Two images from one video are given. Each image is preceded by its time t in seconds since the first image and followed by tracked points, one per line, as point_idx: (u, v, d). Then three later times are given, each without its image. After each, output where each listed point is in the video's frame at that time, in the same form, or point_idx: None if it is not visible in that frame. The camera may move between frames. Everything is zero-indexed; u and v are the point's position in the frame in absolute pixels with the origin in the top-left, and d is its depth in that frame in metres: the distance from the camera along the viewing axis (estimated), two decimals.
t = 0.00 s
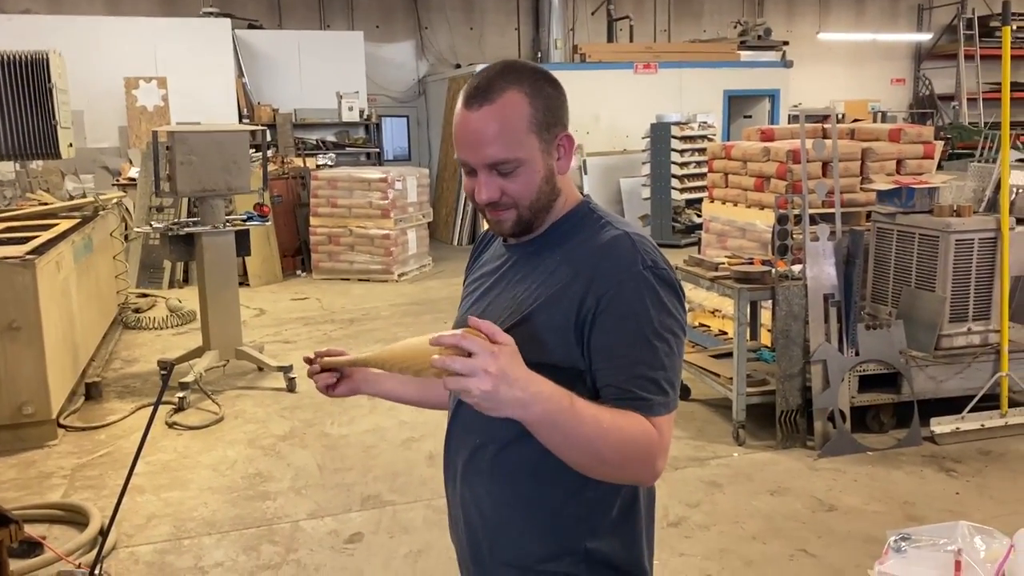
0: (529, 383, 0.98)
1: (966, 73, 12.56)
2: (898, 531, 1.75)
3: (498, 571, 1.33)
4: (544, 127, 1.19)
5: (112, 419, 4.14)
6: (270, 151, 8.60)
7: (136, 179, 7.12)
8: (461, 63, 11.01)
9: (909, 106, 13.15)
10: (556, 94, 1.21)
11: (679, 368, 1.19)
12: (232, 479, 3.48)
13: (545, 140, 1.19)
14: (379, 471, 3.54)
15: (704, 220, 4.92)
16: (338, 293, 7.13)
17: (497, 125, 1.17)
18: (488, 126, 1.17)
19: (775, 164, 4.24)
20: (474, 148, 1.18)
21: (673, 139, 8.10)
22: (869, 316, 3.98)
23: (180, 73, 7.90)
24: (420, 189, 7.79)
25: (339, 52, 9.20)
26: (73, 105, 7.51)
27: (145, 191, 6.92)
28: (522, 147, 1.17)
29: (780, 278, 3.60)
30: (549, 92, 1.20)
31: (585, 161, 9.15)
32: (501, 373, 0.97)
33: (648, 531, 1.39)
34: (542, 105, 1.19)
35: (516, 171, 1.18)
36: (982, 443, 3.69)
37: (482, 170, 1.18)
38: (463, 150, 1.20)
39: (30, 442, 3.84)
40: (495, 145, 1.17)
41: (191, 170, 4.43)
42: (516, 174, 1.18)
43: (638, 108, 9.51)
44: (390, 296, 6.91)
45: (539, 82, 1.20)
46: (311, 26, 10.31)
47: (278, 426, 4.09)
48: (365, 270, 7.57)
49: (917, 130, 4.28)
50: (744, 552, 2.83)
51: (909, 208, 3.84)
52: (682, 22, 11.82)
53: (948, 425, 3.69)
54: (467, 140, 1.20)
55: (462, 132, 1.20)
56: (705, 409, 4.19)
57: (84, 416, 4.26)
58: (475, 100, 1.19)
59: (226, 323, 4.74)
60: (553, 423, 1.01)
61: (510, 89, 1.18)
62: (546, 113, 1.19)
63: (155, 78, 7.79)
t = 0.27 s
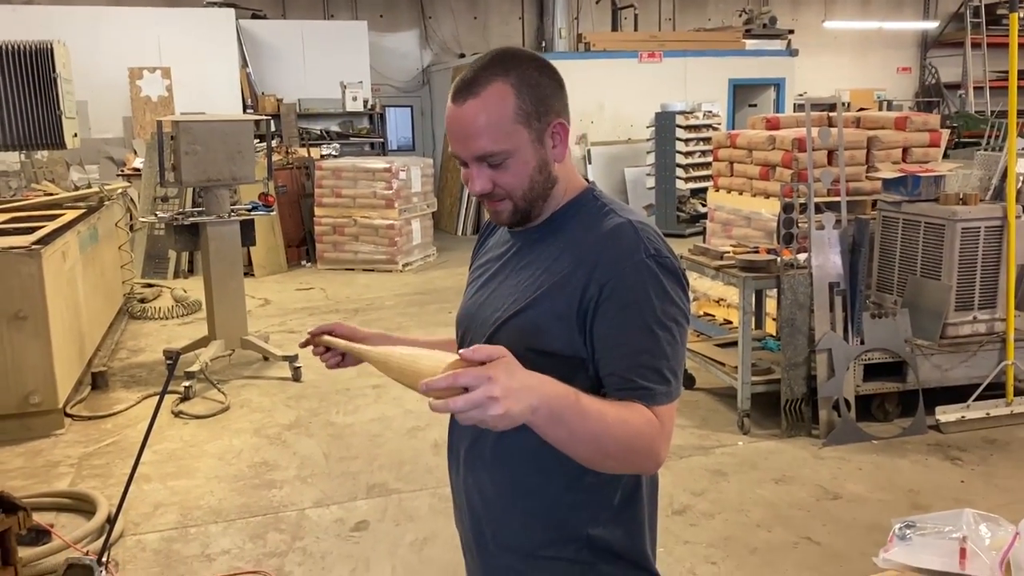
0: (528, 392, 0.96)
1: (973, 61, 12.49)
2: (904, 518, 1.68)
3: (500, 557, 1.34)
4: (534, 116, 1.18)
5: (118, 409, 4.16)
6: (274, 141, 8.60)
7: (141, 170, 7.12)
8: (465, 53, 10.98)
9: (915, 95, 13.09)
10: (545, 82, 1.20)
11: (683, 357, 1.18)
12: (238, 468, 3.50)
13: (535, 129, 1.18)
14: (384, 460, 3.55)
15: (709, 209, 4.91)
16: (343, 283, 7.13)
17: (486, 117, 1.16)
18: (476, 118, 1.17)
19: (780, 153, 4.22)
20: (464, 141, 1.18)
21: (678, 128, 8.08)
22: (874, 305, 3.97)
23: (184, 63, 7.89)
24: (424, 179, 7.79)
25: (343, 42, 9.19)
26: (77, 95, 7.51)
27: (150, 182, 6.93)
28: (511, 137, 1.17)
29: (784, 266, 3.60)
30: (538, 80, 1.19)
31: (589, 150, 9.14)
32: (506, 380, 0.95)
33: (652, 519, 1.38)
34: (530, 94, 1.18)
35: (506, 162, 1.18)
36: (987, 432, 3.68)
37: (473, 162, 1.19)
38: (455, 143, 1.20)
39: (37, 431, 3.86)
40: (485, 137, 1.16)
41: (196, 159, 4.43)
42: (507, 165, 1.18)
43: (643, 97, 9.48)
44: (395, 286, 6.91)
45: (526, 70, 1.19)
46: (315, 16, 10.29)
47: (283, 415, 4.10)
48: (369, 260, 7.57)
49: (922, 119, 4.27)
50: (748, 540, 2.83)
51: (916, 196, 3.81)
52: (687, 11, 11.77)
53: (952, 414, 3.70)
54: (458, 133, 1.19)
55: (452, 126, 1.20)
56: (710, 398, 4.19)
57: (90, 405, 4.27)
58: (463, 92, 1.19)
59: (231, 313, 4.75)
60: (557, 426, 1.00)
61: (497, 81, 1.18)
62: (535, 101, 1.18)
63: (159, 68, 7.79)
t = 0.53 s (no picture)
0: (547, 404, 0.92)
1: (988, 48, 12.37)
2: (920, 507, 1.63)
3: (515, 545, 1.34)
4: (538, 108, 1.18)
5: (134, 400, 4.19)
6: (286, 133, 8.62)
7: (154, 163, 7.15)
8: (476, 44, 10.95)
9: (929, 82, 12.99)
10: (549, 72, 1.19)
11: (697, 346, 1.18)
12: (253, 458, 3.52)
13: (539, 121, 1.18)
14: (398, 450, 3.57)
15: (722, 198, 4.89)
16: (355, 275, 7.15)
17: (489, 111, 1.17)
18: (480, 113, 1.18)
19: (793, 141, 4.20)
20: (469, 136, 1.19)
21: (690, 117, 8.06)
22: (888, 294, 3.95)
23: (195, 55, 7.92)
24: (435, 171, 7.79)
25: (354, 34, 9.19)
26: (90, 89, 7.55)
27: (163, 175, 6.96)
28: (516, 130, 1.17)
29: (799, 256, 3.58)
30: (541, 71, 1.19)
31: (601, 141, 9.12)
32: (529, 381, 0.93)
33: (665, 508, 1.39)
34: (534, 86, 1.18)
35: (511, 155, 1.18)
36: (1002, 421, 3.67)
37: (479, 156, 1.19)
38: (462, 137, 1.21)
39: (54, 422, 3.89)
40: (489, 131, 1.17)
41: (209, 152, 4.44)
42: (512, 158, 1.18)
43: (654, 86, 9.44)
44: (407, 278, 6.93)
45: (530, 62, 1.19)
46: (325, 8, 10.29)
47: (297, 406, 4.12)
48: (381, 252, 7.58)
49: (938, 106, 4.23)
50: (762, 529, 2.83)
51: (931, 184, 3.81)
52: None
53: (967, 403, 3.70)
54: (464, 128, 1.20)
55: (459, 121, 1.21)
56: (723, 388, 4.19)
57: (106, 397, 4.31)
58: (467, 87, 1.20)
59: (245, 305, 4.77)
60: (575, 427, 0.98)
61: (500, 74, 1.18)
62: (540, 92, 1.18)
63: (171, 61, 7.81)
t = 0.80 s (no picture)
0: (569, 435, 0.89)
1: (1003, 38, 12.26)
2: (935, 503, 1.61)
3: (528, 541, 1.34)
4: (548, 103, 1.18)
5: (148, 397, 4.22)
6: (298, 130, 8.64)
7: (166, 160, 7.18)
8: (487, 39, 10.94)
9: (944, 74, 12.89)
10: (561, 67, 1.19)
11: (709, 345, 1.17)
12: (267, 454, 3.54)
13: (549, 116, 1.18)
14: (411, 446, 3.57)
15: (734, 192, 4.87)
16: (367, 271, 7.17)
17: (499, 105, 1.17)
18: (490, 106, 1.18)
19: (806, 134, 4.17)
20: (479, 129, 1.19)
21: (702, 111, 8.03)
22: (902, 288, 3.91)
23: (206, 53, 7.94)
24: (446, 166, 7.80)
25: (364, 29, 9.19)
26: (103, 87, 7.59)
27: (175, 172, 6.99)
28: (525, 124, 1.17)
29: (812, 250, 3.56)
30: (552, 66, 1.19)
31: (612, 135, 9.09)
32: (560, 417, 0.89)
33: (679, 506, 1.38)
34: (544, 80, 1.18)
35: (520, 149, 1.18)
36: (1019, 416, 3.63)
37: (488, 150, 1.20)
38: (472, 130, 1.21)
39: (68, 419, 3.92)
40: (498, 123, 1.17)
41: (221, 149, 4.46)
42: (520, 153, 1.18)
43: (666, 80, 9.40)
44: (419, 274, 6.94)
45: (541, 57, 1.19)
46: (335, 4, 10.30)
47: (310, 402, 4.13)
48: (393, 248, 7.59)
49: (952, 97, 4.19)
50: (775, 525, 2.82)
51: (946, 176, 3.76)
52: None
53: (983, 397, 3.66)
54: (475, 121, 1.21)
55: (470, 113, 1.21)
56: (737, 383, 4.17)
57: (120, 394, 4.34)
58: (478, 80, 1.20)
59: (258, 302, 4.79)
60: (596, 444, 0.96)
61: (511, 68, 1.18)
62: (551, 87, 1.18)
63: (182, 59, 7.83)
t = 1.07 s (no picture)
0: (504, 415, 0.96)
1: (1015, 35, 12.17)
2: (944, 503, 1.60)
3: (535, 543, 1.34)
4: (584, 99, 1.17)
5: (157, 397, 4.24)
6: (307, 130, 8.65)
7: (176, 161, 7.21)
8: (495, 38, 10.93)
9: (955, 71, 12.81)
10: (601, 65, 1.18)
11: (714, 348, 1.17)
12: (275, 455, 3.55)
13: (583, 113, 1.17)
14: (419, 446, 3.57)
15: (743, 191, 4.85)
16: (376, 271, 7.18)
17: (536, 93, 1.15)
18: (525, 92, 1.16)
19: (815, 133, 4.15)
20: (510, 114, 1.17)
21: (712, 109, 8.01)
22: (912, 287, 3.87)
23: (216, 54, 7.96)
24: (454, 166, 7.80)
25: (373, 29, 9.20)
26: (113, 88, 7.62)
27: (185, 172, 7.02)
28: (557, 117, 1.16)
29: (821, 249, 3.54)
30: (594, 62, 1.18)
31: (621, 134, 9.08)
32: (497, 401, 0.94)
33: (686, 506, 1.38)
34: (583, 77, 1.17)
35: (548, 141, 1.17)
36: None
37: (515, 137, 1.18)
38: (499, 115, 1.19)
39: (78, 420, 3.95)
40: (530, 113, 1.15)
41: (230, 150, 4.47)
42: (548, 145, 1.17)
43: (675, 79, 9.37)
44: (427, 274, 6.95)
45: (583, 52, 1.18)
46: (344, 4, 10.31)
47: (319, 402, 4.14)
48: (402, 247, 7.60)
49: (963, 95, 4.16)
50: (784, 526, 2.81)
51: (956, 175, 3.71)
52: None
53: (993, 397, 3.64)
54: (504, 107, 1.19)
55: (500, 98, 1.19)
56: (746, 383, 4.16)
57: (130, 394, 4.36)
58: (516, 64, 1.18)
59: (267, 302, 4.80)
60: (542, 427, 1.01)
61: (552, 58, 1.17)
62: (588, 84, 1.17)
63: (192, 59, 7.86)
